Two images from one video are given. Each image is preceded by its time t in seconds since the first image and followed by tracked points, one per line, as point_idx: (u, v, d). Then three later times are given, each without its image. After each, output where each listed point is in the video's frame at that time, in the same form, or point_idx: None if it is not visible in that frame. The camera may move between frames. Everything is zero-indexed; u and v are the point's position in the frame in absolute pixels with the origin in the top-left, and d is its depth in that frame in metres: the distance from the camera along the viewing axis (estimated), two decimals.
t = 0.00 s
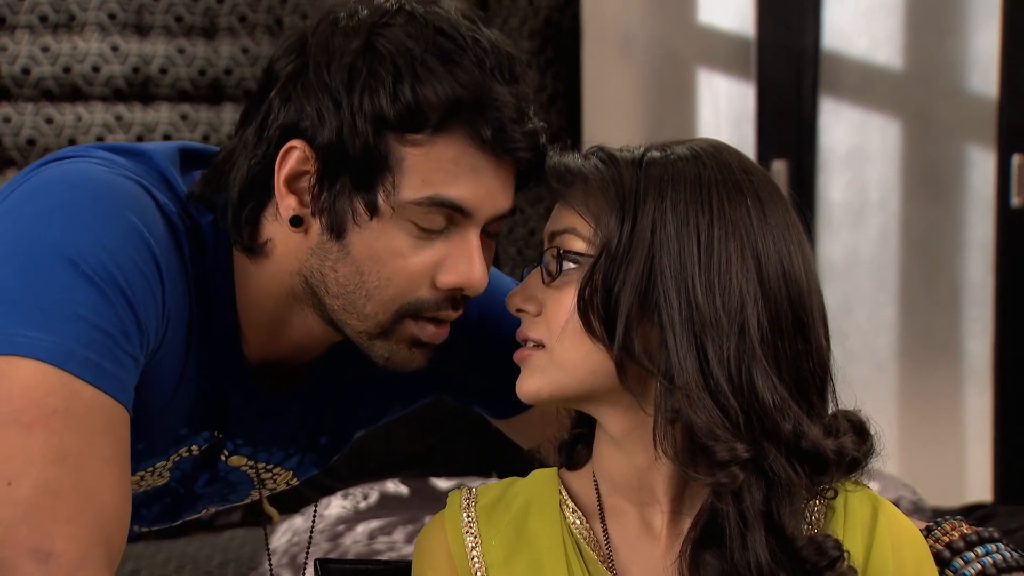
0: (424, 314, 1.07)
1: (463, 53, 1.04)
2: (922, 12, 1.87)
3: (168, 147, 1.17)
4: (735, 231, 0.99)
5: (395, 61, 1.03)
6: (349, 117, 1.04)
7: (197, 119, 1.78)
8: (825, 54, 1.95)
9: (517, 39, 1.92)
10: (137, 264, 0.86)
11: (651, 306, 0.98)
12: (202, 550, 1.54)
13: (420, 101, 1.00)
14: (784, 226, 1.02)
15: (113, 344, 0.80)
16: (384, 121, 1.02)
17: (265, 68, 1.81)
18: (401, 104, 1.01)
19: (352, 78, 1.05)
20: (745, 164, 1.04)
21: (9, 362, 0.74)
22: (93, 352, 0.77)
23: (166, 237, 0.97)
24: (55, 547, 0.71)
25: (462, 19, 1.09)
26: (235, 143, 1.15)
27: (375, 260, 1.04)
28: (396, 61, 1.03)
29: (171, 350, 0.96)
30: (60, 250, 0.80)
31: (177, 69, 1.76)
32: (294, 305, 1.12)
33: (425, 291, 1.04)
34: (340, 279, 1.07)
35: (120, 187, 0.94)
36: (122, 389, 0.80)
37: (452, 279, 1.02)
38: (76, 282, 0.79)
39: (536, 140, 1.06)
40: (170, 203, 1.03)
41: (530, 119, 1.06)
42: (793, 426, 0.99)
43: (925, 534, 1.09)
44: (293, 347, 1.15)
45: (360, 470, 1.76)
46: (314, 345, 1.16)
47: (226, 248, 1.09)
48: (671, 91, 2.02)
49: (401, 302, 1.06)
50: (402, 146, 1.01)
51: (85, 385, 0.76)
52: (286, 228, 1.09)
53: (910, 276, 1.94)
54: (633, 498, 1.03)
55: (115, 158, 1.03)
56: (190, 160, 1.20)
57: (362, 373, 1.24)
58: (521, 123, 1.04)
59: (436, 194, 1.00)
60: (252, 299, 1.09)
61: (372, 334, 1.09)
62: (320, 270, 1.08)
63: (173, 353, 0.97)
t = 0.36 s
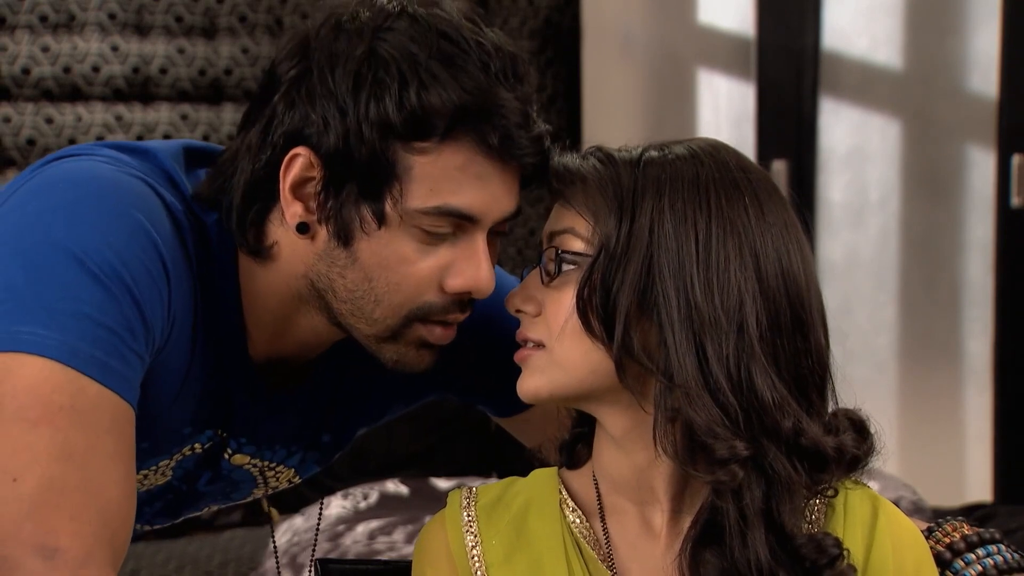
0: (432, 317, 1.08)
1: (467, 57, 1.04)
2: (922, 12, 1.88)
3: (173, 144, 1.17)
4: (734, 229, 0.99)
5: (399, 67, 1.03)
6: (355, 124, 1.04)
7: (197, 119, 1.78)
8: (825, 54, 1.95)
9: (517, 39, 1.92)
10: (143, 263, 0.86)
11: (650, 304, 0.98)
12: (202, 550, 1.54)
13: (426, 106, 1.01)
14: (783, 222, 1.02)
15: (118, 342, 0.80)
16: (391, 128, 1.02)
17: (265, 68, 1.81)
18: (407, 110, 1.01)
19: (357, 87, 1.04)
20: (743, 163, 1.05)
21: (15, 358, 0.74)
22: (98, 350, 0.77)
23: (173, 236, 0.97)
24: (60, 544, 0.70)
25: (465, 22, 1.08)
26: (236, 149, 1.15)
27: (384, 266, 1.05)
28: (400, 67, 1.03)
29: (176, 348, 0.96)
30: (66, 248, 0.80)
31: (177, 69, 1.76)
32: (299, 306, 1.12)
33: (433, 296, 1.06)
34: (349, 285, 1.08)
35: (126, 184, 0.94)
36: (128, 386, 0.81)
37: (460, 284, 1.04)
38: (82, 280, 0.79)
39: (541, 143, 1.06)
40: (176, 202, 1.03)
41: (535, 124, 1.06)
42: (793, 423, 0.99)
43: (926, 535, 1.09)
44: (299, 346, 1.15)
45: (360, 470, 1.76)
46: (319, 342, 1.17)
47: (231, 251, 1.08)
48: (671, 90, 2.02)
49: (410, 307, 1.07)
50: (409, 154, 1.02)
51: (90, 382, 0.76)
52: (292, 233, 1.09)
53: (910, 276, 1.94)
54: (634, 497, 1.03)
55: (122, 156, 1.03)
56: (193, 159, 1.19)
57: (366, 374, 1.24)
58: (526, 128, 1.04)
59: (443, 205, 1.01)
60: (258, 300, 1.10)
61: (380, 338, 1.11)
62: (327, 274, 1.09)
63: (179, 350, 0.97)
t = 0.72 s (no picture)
0: (435, 318, 1.09)
1: (463, 57, 1.05)
2: (921, 12, 1.88)
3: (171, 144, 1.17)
4: (735, 229, 0.99)
5: (397, 69, 1.03)
6: (355, 127, 1.04)
7: (197, 119, 1.78)
8: (825, 55, 1.93)
9: (517, 39, 1.91)
10: (142, 262, 0.87)
11: (651, 303, 0.99)
12: (202, 550, 1.54)
13: (425, 107, 1.01)
14: (785, 224, 1.02)
15: (117, 342, 0.80)
16: (392, 128, 1.02)
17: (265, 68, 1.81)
18: (406, 112, 1.02)
19: (355, 88, 1.04)
20: (747, 164, 1.04)
21: (14, 359, 0.74)
22: (97, 350, 0.77)
23: (171, 237, 0.97)
24: (61, 544, 0.71)
25: (460, 20, 1.08)
26: (230, 152, 1.13)
27: (387, 268, 1.06)
28: (399, 69, 1.03)
29: (174, 347, 0.96)
30: (66, 248, 0.81)
31: (177, 69, 1.76)
32: (298, 307, 1.12)
33: (436, 296, 1.07)
34: (350, 287, 1.08)
35: (125, 185, 0.94)
36: (127, 386, 0.81)
37: (462, 282, 1.05)
38: (81, 280, 0.79)
39: (539, 141, 1.07)
40: (174, 203, 1.03)
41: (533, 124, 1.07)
42: (794, 424, 0.99)
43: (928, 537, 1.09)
44: (297, 347, 1.15)
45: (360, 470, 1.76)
46: (318, 341, 1.17)
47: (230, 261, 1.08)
48: (671, 90, 1.99)
49: (414, 308, 1.08)
50: (410, 157, 1.03)
51: (89, 382, 0.76)
52: (292, 235, 1.08)
53: (910, 276, 1.94)
54: (634, 497, 1.03)
55: (120, 157, 1.03)
56: (192, 159, 1.20)
57: (367, 373, 1.24)
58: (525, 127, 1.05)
59: (445, 206, 1.02)
60: (257, 300, 1.10)
61: (383, 338, 1.11)
62: (329, 278, 1.09)
63: (177, 350, 0.97)
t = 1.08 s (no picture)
0: (438, 312, 1.11)
1: (456, 51, 1.05)
2: (921, 12, 1.88)
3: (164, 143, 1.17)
4: (736, 228, 0.99)
5: (394, 69, 1.03)
6: (355, 127, 1.04)
7: (197, 119, 1.78)
8: (825, 54, 1.92)
9: (516, 39, 1.87)
10: (135, 263, 0.86)
11: (651, 301, 0.99)
12: (202, 550, 1.54)
13: (424, 105, 1.02)
14: (787, 225, 1.02)
15: (111, 343, 0.80)
16: (393, 127, 1.03)
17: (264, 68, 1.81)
18: (406, 109, 1.02)
19: (353, 90, 1.04)
20: (749, 165, 1.04)
21: (8, 362, 0.75)
22: (91, 351, 0.77)
23: (164, 236, 0.97)
24: (57, 545, 0.71)
25: (451, 15, 1.09)
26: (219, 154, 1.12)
27: (391, 267, 1.07)
28: (396, 69, 1.03)
29: (169, 348, 0.96)
30: (59, 250, 0.81)
31: (177, 69, 1.76)
32: (294, 305, 1.12)
33: (438, 292, 1.08)
34: (354, 287, 1.09)
35: (117, 185, 0.94)
36: (121, 387, 0.80)
37: (463, 276, 1.07)
38: (75, 282, 0.79)
39: (534, 136, 1.07)
40: (167, 203, 1.02)
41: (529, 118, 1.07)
42: (793, 423, 0.99)
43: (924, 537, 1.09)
44: (291, 343, 1.16)
45: (360, 469, 1.76)
46: (312, 340, 1.17)
47: (224, 263, 1.08)
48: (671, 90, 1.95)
49: (417, 304, 1.09)
50: (410, 156, 1.04)
51: (83, 384, 0.76)
52: (293, 237, 1.08)
53: (910, 275, 1.94)
54: (634, 497, 1.02)
55: (113, 157, 1.03)
56: (183, 158, 1.19)
57: (351, 367, 1.23)
58: (522, 123, 1.06)
59: (446, 202, 1.03)
60: (252, 301, 1.10)
61: (386, 333, 1.12)
62: (331, 279, 1.09)
63: (171, 351, 0.97)
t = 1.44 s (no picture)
0: (443, 306, 1.12)
1: (456, 45, 1.05)
2: (921, 11, 1.88)
3: (163, 141, 1.17)
4: (738, 229, 0.99)
5: (397, 65, 1.03)
6: (360, 125, 1.04)
7: (197, 119, 1.78)
8: (825, 54, 1.92)
9: (516, 39, 1.83)
10: (133, 262, 0.87)
11: (651, 298, 0.98)
12: (202, 550, 1.54)
13: (428, 100, 1.02)
14: (791, 227, 1.02)
15: (109, 343, 0.80)
16: (400, 125, 1.03)
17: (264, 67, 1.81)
18: (412, 102, 1.02)
19: (358, 89, 1.04)
20: (754, 167, 1.04)
21: (7, 362, 0.75)
22: (89, 351, 0.77)
23: (161, 234, 0.96)
24: (55, 545, 0.71)
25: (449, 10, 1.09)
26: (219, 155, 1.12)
27: (397, 264, 1.08)
28: (399, 68, 1.03)
29: (166, 346, 0.96)
30: (57, 249, 0.81)
31: (177, 69, 1.76)
32: (293, 303, 1.12)
33: (444, 287, 1.09)
34: (359, 285, 1.09)
35: (115, 184, 0.94)
36: (118, 387, 0.81)
37: (470, 271, 1.08)
38: (73, 282, 0.79)
39: (533, 132, 1.07)
40: (164, 201, 1.02)
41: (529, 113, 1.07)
42: (793, 426, 0.99)
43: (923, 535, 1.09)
44: (291, 342, 1.15)
45: (360, 470, 1.76)
46: (311, 338, 1.17)
47: (222, 262, 1.08)
48: (670, 92, 1.95)
49: (424, 299, 1.10)
50: (416, 153, 1.04)
51: (81, 384, 0.77)
52: (297, 235, 1.08)
53: (910, 276, 1.94)
54: (632, 497, 1.02)
55: (110, 155, 1.03)
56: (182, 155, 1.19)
57: (355, 359, 1.24)
58: (523, 117, 1.05)
59: (452, 198, 1.04)
60: (252, 301, 1.10)
61: (393, 330, 1.13)
62: (336, 277, 1.09)
63: (169, 350, 0.97)
